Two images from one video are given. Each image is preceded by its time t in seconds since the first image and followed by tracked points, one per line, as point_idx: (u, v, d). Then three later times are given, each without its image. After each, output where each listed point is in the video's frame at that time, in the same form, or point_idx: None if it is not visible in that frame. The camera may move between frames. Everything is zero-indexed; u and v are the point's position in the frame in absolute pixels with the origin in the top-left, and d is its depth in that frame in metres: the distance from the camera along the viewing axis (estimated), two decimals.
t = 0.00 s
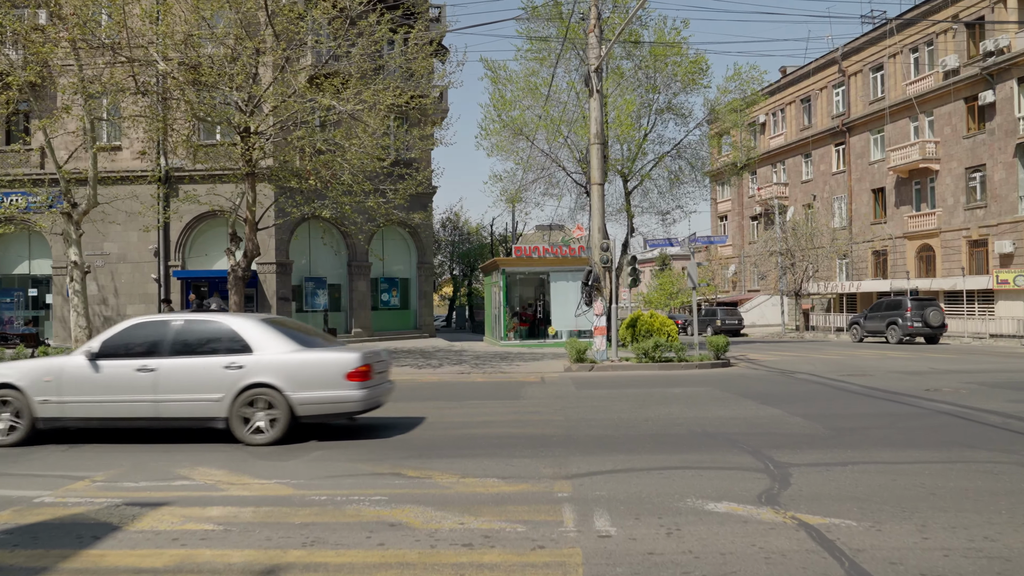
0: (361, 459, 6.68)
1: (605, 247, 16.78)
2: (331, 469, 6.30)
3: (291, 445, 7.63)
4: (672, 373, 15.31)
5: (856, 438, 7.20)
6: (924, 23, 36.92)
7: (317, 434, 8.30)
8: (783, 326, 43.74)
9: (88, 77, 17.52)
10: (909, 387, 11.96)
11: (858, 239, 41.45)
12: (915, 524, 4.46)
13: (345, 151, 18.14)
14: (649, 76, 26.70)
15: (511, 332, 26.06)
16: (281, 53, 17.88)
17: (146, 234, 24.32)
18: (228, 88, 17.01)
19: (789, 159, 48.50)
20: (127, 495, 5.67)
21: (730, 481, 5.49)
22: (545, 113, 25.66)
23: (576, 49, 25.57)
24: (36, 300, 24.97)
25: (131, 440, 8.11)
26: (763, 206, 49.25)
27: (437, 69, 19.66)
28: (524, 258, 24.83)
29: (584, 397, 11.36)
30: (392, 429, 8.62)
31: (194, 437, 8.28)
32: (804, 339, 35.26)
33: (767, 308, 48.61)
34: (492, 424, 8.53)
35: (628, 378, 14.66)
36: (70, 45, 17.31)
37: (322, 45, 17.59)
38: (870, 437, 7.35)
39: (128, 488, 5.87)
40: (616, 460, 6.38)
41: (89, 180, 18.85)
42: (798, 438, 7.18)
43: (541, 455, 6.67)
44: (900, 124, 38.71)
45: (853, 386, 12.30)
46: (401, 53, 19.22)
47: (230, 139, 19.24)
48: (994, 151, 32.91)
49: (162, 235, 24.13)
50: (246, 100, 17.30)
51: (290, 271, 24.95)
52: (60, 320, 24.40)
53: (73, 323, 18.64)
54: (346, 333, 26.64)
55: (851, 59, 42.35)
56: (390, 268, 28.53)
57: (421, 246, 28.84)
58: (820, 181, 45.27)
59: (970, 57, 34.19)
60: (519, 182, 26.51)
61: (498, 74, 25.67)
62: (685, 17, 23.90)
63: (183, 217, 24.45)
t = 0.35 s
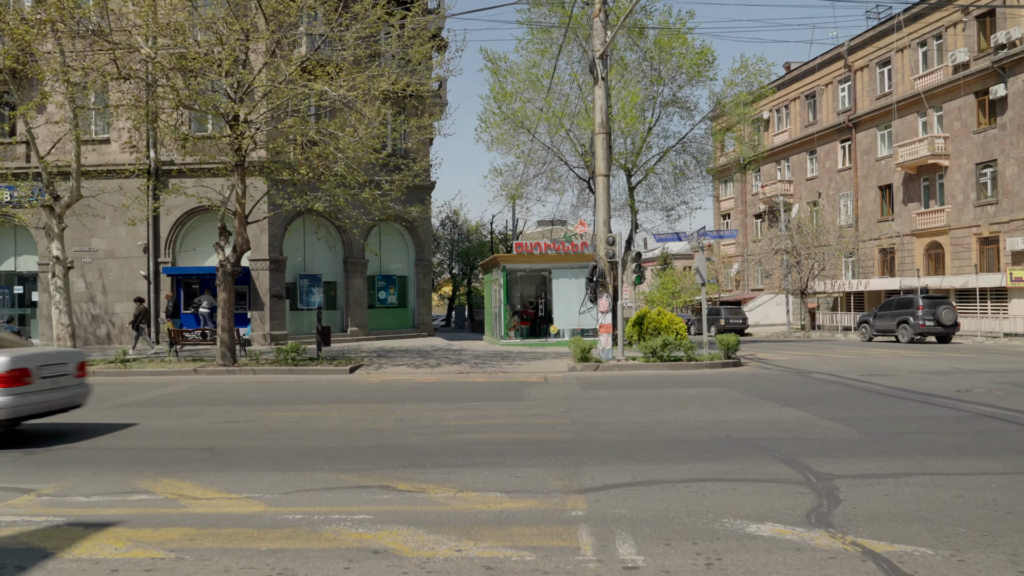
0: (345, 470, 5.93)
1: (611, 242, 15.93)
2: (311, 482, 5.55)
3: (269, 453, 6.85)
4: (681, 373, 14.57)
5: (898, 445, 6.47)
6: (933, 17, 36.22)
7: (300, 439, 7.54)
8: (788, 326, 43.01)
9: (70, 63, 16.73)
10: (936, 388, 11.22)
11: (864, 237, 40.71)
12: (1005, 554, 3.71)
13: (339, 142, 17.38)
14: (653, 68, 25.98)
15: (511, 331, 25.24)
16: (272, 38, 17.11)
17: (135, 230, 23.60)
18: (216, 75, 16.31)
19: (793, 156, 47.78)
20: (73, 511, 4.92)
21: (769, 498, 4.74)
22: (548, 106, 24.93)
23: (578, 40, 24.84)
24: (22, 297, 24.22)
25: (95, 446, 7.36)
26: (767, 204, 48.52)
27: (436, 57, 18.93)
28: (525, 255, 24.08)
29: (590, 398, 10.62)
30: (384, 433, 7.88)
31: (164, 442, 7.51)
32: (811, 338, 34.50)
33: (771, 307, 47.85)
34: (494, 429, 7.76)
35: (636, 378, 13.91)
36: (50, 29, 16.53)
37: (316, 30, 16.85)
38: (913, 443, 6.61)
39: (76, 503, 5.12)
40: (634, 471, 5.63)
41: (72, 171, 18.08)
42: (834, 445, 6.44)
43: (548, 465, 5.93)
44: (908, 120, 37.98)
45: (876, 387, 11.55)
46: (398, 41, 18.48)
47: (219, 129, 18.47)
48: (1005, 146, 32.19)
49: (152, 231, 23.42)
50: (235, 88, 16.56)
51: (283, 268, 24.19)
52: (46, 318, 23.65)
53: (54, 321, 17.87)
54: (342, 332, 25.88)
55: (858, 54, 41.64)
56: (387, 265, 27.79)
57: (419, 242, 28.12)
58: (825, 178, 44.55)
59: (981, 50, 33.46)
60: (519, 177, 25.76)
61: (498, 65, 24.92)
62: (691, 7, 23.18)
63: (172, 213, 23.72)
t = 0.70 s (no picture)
0: (336, 512, 5.05)
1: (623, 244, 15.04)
2: (295, 530, 4.68)
3: (251, 485, 5.99)
4: (698, 384, 13.72)
5: (977, 482, 5.60)
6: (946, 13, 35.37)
7: (287, 467, 6.67)
8: (795, 329, 42.17)
9: (53, 54, 15.87)
10: (981, 402, 10.36)
11: (874, 238, 39.87)
12: None
13: (337, 138, 16.51)
14: (662, 63, 25.16)
15: (515, 336, 24.14)
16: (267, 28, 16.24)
17: (125, 230, 22.77)
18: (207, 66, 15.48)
19: (801, 156, 46.96)
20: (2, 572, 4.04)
21: (854, 563, 3.87)
22: (553, 101, 24.06)
23: (585, 34, 24.00)
24: (7, 300, 23.37)
25: (54, 475, 6.49)
26: (773, 205, 47.70)
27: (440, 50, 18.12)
28: (530, 256, 23.23)
29: (607, 413, 9.75)
30: (382, 458, 7.01)
31: (133, 470, 6.64)
32: (821, 343, 33.69)
33: (778, 309, 47.03)
34: (506, 454, 6.91)
35: (651, 389, 13.04)
36: (31, 18, 15.65)
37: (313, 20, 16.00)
38: (991, 477, 5.74)
39: (11, 558, 4.25)
40: (677, 517, 4.75)
41: (56, 168, 17.21)
42: (904, 482, 5.57)
43: (573, 507, 5.05)
44: (919, 118, 37.16)
45: (915, 402, 10.70)
46: (399, 32, 17.64)
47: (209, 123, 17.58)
48: (1022, 144, 31.35)
49: (143, 231, 22.60)
50: (227, 81, 15.69)
51: (279, 270, 23.31)
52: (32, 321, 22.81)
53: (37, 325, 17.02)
54: (340, 336, 25.03)
55: (867, 51, 40.82)
56: (387, 267, 26.93)
57: (420, 243, 27.29)
58: (833, 178, 43.74)
59: (996, 46, 32.61)
60: (523, 176, 24.93)
61: (502, 60, 24.09)
62: None
63: (164, 212, 22.90)
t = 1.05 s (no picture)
0: (323, 557, 4.16)
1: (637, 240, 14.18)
2: None
3: (224, 518, 5.10)
4: (718, 390, 12.86)
5: None
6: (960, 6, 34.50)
7: (269, 493, 5.78)
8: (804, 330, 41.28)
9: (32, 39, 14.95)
10: None
11: (884, 237, 38.95)
12: None
13: (334, 128, 15.64)
14: (671, 55, 24.30)
15: (519, 336, 23.33)
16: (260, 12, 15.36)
17: (114, 227, 21.91)
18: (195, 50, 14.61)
19: (808, 153, 46.11)
20: None
21: None
22: (559, 93, 23.18)
23: (592, 24, 23.12)
24: None
25: None
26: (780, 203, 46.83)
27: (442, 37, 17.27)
28: (535, 255, 22.32)
29: (628, 424, 8.87)
30: (379, 480, 6.12)
31: (92, 496, 5.76)
32: (831, 344, 32.86)
33: (785, 310, 46.20)
34: (521, 477, 6.03)
35: (669, 395, 12.14)
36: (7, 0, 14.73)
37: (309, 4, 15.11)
38: None
39: None
40: (740, 567, 3.86)
41: (36, 161, 16.31)
42: (997, 515, 4.69)
43: (610, 550, 4.16)
44: (932, 114, 36.30)
45: (960, 410, 9.83)
46: (400, 18, 16.76)
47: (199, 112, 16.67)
48: None
49: (132, 229, 21.75)
50: (217, 68, 14.81)
51: (274, 268, 22.42)
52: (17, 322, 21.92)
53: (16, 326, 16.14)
54: (338, 337, 24.13)
55: (877, 46, 39.97)
56: (387, 266, 26.03)
57: (420, 241, 26.41)
58: (842, 176, 42.89)
59: (1013, 40, 31.74)
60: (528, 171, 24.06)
61: (506, 50, 23.20)
62: None
63: (154, 208, 22.04)
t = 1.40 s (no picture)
0: None
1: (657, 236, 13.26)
2: None
3: (189, 568, 4.14)
4: (746, 397, 11.89)
5: None
6: None
7: (248, 532, 4.82)
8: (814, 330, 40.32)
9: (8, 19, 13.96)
10: None
11: (897, 235, 37.94)
12: None
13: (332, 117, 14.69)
14: (684, 44, 23.38)
15: (526, 338, 22.26)
16: None
17: (102, 223, 20.95)
18: (182, 30, 13.61)
19: (817, 150, 45.14)
20: None
21: None
22: (568, 83, 22.23)
23: (602, 11, 22.16)
24: None
25: None
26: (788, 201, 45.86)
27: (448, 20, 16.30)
28: (543, 252, 21.33)
29: (660, 439, 7.90)
30: (381, 513, 5.15)
31: (34, 536, 4.79)
32: (845, 345, 31.90)
33: (794, 310, 45.25)
34: (549, 511, 5.07)
35: (695, 403, 11.17)
36: None
37: None
38: None
39: None
40: None
41: (15, 151, 15.33)
42: None
43: None
44: (947, 110, 35.34)
45: None
46: None
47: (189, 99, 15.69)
48: None
49: (122, 224, 20.81)
50: (207, 50, 13.83)
51: (270, 266, 21.44)
52: None
53: None
54: (336, 339, 23.17)
55: (890, 40, 39.01)
56: (387, 264, 25.08)
57: (423, 239, 25.52)
58: (853, 173, 41.94)
59: None
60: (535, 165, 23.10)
61: (512, 39, 22.24)
62: None
63: (144, 203, 21.07)
